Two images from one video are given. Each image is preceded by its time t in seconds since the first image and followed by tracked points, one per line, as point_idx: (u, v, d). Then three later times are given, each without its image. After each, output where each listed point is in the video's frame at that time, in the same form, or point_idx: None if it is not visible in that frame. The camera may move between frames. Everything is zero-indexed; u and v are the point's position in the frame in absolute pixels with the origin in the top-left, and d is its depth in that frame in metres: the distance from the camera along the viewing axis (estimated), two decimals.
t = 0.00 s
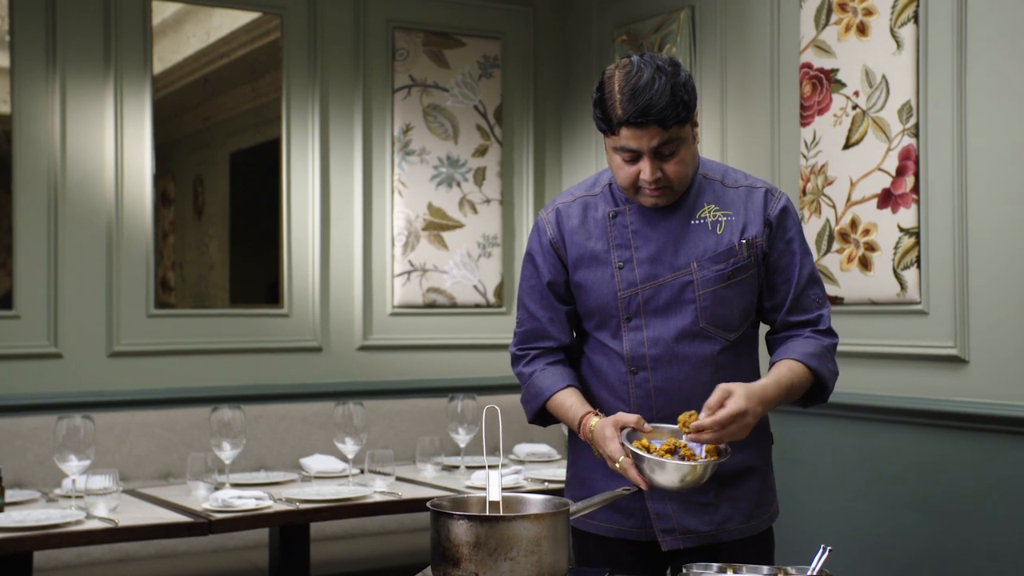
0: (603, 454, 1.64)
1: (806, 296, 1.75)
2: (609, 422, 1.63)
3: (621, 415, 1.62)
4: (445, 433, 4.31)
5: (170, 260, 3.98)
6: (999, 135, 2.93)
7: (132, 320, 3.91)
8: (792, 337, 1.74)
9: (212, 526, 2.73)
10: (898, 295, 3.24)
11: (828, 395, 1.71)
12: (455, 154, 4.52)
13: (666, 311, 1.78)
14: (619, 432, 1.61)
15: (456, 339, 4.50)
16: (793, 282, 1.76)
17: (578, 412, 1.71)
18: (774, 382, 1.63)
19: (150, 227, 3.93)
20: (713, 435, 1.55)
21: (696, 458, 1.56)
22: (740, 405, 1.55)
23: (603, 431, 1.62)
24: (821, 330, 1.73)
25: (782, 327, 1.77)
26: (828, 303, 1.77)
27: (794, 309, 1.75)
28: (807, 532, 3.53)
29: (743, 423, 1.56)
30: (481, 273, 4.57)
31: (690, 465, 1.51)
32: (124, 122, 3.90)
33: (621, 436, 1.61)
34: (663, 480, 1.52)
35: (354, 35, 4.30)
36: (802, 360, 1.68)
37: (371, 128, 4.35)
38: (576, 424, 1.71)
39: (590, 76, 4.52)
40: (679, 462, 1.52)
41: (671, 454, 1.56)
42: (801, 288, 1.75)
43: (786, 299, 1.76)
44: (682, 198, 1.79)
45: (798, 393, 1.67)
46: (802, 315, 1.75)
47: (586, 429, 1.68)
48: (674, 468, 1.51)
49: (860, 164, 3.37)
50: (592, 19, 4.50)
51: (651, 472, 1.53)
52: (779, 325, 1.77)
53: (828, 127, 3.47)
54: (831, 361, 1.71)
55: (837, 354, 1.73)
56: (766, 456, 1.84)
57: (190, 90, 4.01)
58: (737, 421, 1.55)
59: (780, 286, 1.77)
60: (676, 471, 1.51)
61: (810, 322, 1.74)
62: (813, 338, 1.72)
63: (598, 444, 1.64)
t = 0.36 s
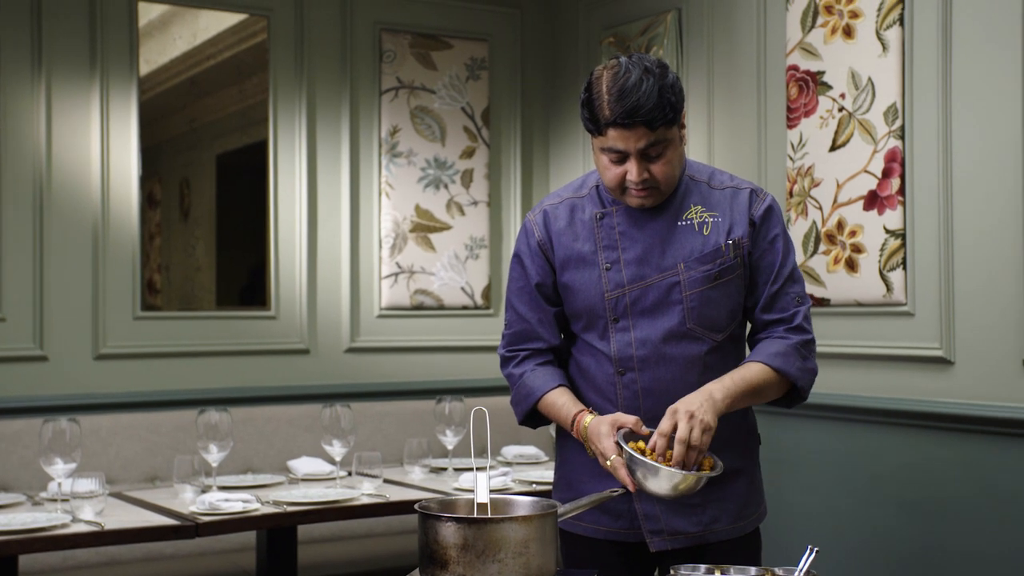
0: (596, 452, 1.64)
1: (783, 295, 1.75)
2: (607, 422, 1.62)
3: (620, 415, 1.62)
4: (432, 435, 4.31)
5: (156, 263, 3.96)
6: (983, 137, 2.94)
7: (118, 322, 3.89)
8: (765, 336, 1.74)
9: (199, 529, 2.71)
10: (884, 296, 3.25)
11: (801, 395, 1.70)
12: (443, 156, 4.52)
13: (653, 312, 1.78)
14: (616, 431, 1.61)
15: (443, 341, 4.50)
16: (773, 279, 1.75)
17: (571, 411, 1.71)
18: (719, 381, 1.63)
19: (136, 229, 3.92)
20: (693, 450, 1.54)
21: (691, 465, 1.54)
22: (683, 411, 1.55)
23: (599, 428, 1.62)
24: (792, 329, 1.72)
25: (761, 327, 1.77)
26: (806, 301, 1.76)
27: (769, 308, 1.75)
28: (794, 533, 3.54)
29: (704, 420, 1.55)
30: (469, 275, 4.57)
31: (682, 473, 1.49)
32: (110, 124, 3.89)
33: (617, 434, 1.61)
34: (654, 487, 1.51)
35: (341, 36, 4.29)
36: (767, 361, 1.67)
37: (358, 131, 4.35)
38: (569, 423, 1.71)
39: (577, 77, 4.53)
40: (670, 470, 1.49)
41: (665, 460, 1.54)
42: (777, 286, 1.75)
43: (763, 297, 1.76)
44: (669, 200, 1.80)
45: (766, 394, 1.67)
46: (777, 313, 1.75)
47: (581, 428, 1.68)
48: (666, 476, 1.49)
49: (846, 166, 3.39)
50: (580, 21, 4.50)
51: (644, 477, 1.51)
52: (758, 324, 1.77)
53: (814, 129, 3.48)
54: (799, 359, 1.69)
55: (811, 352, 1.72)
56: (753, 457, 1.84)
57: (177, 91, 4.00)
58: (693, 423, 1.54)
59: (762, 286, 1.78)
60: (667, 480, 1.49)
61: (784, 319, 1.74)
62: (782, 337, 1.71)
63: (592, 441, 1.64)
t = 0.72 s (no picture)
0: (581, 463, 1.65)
1: (779, 301, 1.76)
2: (586, 433, 1.63)
3: (598, 425, 1.63)
4: (423, 438, 4.30)
5: (147, 265, 3.96)
6: (973, 143, 2.96)
7: (108, 325, 3.88)
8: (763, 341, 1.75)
9: (189, 533, 2.71)
10: (874, 301, 3.26)
11: (796, 401, 1.72)
12: (434, 160, 4.52)
13: (643, 316, 1.78)
14: (596, 442, 1.62)
15: (434, 344, 4.50)
16: (765, 286, 1.77)
17: (556, 422, 1.71)
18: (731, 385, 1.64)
19: (126, 231, 3.91)
20: (692, 444, 1.55)
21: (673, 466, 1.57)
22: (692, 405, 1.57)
23: (580, 442, 1.63)
24: (792, 336, 1.74)
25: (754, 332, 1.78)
26: (801, 308, 1.78)
27: (767, 314, 1.76)
28: (783, 538, 3.54)
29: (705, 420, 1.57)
30: (460, 278, 4.57)
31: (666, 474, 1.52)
32: (101, 127, 3.88)
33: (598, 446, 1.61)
34: (639, 489, 1.53)
35: (333, 40, 4.29)
36: (771, 366, 1.69)
37: (349, 134, 4.34)
38: (553, 434, 1.71)
39: (569, 82, 4.53)
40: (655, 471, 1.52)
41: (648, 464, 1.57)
42: (773, 293, 1.76)
43: (760, 303, 1.77)
44: (659, 204, 1.80)
45: (767, 398, 1.68)
46: (775, 320, 1.76)
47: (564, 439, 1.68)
48: (650, 477, 1.51)
49: (836, 172, 3.40)
50: (571, 25, 4.50)
51: (628, 481, 1.54)
52: (752, 329, 1.78)
53: (805, 134, 3.49)
54: (801, 365, 1.72)
55: (808, 360, 1.74)
56: (743, 461, 1.85)
57: (168, 93, 4.00)
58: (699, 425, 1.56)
59: (752, 291, 1.79)
60: (652, 481, 1.52)
61: (782, 326, 1.76)
62: (783, 343, 1.73)
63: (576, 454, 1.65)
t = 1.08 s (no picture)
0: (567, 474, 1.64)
1: (772, 310, 1.78)
2: (570, 443, 1.62)
3: (581, 436, 1.62)
4: (412, 442, 4.29)
5: (133, 269, 3.94)
6: (961, 148, 2.97)
7: (95, 329, 3.86)
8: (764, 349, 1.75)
9: (178, 538, 2.69)
10: (863, 305, 3.27)
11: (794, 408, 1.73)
12: (423, 164, 4.51)
13: (633, 321, 1.78)
14: (580, 453, 1.61)
15: (423, 349, 4.49)
16: (758, 294, 1.78)
17: (544, 432, 1.71)
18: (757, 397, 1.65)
19: (114, 235, 3.89)
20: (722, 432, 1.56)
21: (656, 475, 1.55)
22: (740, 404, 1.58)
23: (566, 454, 1.62)
24: (789, 344, 1.76)
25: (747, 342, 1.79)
26: (791, 317, 1.80)
27: (763, 322, 1.77)
28: (773, 542, 3.55)
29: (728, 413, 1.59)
30: (449, 282, 4.56)
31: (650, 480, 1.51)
32: (88, 131, 3.86)
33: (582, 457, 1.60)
34: (623, 498, 1.52)
35: (322, 44, 4.28)
36: (776, 370, 1.70)
37: (338, 139, 4.34)
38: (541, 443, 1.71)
39: (557, 86, 4.54)
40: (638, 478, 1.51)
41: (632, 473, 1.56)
42: (767, 301, 1.77)
43: (754, 310, 1.78)
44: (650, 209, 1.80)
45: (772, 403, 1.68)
46: (770, 328, 1.77)
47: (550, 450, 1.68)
48: (633, 484, 1.50)
49: (825, 176, 3.41)
50: (560, 30, 4.51)
51: (611, 491, 1.52)
52: (746, 336, 1.78)
53: (794, 139, 3.51)
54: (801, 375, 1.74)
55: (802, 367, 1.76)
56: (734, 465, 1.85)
57: (156, 97, 3.98)
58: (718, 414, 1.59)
59: (744, 298, 1.79)
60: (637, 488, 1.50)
61: (777, 334, 1.77)
62: (782, 350, 1.74)
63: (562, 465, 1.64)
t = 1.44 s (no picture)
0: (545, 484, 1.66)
1: (756, 322, 1.74)
2: (552, 455, 1.64)
3: (563, 451, 1.64)
4: (399, 442, 4.29)
5: (118, 266, 3.91)
6: (948, 149, 2.99)
7: (80, 327, 3.84)
8: (749, 372, 1.70)
9: (164, 537, 2.68)
10: (849, 306, 3.29)
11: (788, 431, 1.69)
12: (411, 163, 4.51)
13: (624, 329, 1.78)
14: (561, 468, 1.63)
15: (410, 348, 4.48)
16: (745, 303, 1.75)
17: (527, 438, 1.72)
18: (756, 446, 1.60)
19: (99, 232, 3.87)
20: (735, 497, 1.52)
21: (633, 501, 1.57)
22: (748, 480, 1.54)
23: (545, 466, 1.64)
24: (773, 359, 1.70)
25: (731, 359, 1.73)
26: (779, 327, 1.75)
27: (744, 334, 1.73)
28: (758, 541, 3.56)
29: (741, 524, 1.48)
30: (436, 281, 4.56)
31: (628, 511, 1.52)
32: (73, 128, 3.84)
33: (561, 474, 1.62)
34: (600, 522, 1.52)
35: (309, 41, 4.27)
36: (764, 409, 1.64)
37: (325, 137, 4.32)
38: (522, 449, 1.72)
39: (545, 85, 4.54)
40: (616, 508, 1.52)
41: (609, 498, 1.57)
42: (752, 311, 1.73)
43: (738, 323, 1.75)
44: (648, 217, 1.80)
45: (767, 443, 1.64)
46: (752, 340, 1.73)
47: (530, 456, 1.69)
48: (611, 514, 1.51)
49: (812, 177, 3.42)
50: (549, 30, 4.51)
51: (590, 513, 1.52)
52: (730, 350, 1.74)
53: (781, 140, 3.52)
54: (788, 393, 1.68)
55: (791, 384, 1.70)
56: (722, 468, 1.86)
57: (142, 94, 3.96)
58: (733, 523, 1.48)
59: (732, 310, 1.77)
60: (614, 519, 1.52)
61: (762, 345, 1.72)
62: (767, 376, 1.68)
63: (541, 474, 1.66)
